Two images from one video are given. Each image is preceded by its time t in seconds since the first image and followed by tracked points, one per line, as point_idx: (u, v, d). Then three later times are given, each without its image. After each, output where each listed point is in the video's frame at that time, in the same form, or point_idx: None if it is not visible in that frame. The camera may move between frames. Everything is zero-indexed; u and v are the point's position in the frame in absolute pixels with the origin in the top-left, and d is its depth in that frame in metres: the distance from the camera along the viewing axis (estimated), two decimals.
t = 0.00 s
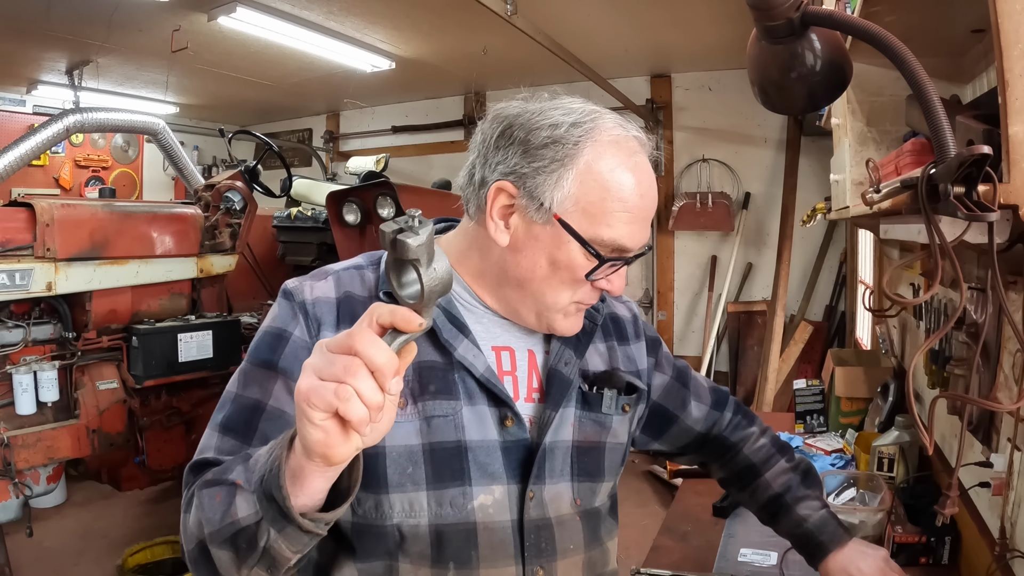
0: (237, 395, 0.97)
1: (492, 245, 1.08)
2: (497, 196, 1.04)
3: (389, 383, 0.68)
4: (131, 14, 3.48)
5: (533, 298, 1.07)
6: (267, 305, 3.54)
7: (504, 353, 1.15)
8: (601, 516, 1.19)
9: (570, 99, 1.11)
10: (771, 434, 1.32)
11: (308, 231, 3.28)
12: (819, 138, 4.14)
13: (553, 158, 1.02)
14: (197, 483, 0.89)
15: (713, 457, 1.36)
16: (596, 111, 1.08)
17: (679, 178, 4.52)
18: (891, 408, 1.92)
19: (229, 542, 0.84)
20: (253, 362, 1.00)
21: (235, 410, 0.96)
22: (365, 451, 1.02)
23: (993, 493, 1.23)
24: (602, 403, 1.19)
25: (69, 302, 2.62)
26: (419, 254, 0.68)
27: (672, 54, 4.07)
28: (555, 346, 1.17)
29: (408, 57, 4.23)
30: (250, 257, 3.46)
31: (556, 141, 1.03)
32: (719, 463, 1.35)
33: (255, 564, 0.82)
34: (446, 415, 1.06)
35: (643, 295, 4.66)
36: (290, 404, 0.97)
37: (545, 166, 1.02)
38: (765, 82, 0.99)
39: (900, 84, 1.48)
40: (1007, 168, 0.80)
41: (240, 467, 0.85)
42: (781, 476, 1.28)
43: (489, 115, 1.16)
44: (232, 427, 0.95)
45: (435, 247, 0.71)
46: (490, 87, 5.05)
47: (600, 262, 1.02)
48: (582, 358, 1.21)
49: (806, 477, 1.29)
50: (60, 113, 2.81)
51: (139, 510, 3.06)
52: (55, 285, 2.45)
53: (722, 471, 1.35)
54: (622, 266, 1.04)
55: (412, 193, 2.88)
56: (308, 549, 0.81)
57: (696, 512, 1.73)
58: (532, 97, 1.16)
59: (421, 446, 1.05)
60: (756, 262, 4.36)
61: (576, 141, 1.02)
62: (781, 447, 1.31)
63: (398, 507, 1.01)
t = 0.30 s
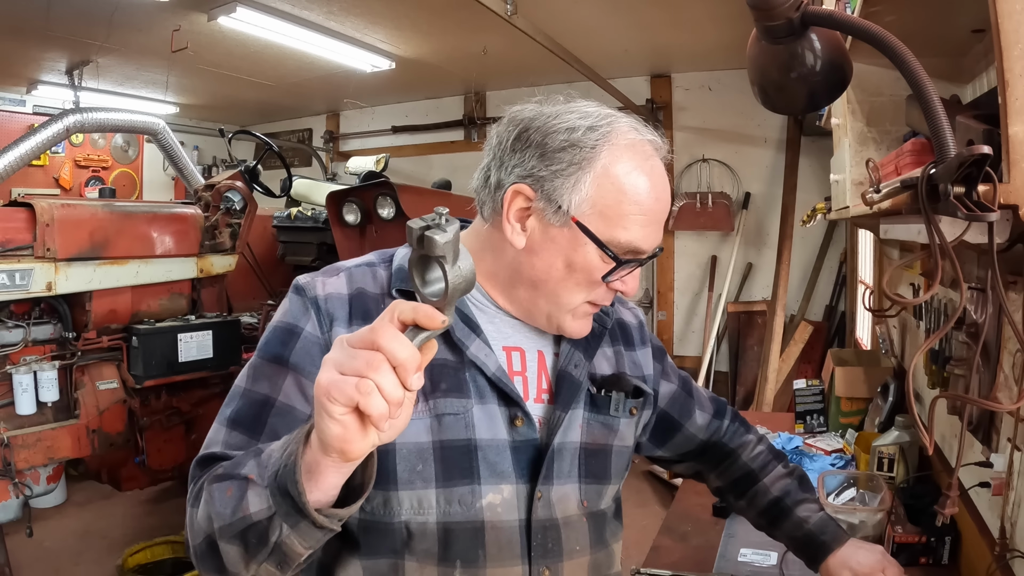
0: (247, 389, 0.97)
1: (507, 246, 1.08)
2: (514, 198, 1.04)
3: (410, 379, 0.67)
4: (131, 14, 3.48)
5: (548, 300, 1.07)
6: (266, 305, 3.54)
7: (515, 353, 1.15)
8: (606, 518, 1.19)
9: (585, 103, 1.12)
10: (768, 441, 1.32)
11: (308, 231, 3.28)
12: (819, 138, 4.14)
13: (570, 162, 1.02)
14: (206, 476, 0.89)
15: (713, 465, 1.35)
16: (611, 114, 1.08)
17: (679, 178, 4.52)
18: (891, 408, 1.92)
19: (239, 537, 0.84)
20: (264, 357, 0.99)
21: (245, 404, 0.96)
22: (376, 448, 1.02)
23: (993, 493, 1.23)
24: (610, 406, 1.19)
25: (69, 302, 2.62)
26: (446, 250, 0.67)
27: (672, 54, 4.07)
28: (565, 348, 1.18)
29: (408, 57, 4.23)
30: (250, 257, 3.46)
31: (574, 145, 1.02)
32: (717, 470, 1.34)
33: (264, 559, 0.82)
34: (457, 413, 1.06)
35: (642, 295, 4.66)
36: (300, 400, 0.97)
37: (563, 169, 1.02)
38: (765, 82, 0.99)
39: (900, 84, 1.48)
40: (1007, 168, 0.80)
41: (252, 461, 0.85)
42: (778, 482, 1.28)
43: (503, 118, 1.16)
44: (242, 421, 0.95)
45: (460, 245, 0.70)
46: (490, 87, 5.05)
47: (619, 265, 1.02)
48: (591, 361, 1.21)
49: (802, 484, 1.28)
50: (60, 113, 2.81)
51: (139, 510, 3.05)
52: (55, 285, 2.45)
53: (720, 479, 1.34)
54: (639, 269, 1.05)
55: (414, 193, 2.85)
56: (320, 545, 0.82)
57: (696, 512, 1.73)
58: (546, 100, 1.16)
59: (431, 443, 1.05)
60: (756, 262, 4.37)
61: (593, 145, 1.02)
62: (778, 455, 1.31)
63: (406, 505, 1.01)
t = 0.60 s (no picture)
0: (251, 393, 0.97)
1: (510, 245, 1.07)
2: (516, 196, 1.04)
3: (423, 384, 0.67)
4: (131, 14, 3.48)
5: (551, 297, 1.06)
6: (266, 305, 3.54)
7: (518, 353, 1.15)
8: (610, 517, 1.19)
9: (583, 100, 1.11)
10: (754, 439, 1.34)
11: (308, 231, 3.28)
12: (819, 138, 4.14)
13: (571, 158, 1.01)
14: (214, 482, 0.89)
15: (698, 461, 1.35)
16: (610, 111, 1.08)
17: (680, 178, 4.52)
18: (891, 408, 1.91)
19: (248, 543, 0.83)
20: (268, 360, 0.99)
21: (249, 408, 0.96)
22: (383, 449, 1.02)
23: (993, 493, 1.23)
24: (613, 405, 1.19)
25: (69, 302, 2.62)
26: (458, 255, 0.67)
27: (672, 54, 4.07)
28: (568, 347, 1.17)
29: (408, 57, 4.23)
30: (250, 257, 3.46)
31: (574, 142, 1.02)
32: (705, 468, 1.34)
33: (275, 564, 0.82)
34: (462, 414, 1.06)
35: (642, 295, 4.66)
36: (306, 404, 0.98)
37: (563, 167, 1.01)
38: (765, 82, 0.99)
39: (899, 84, 1.48)
40: (1007, 168, 0.80)
41: (262, 467, 0.85)
42: (760, 473, 1.28)
43: (503, 118, 1.16)
44: (247, 425, 0.95)
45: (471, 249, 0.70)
46: (490, 87, 5.05)
47: (620, 260, 1.01)
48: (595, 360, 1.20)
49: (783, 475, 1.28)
50: (60, 113, 2.81)
51: (139, 510, 3.05)
52: (55, 285, 2.45)
53: (705, 475, 1.34)
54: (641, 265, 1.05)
55: (413, 194, 2.81)
56: (331, 550, 0.82)
57: (696, 512, 1.73)
58: (545, 98, 1.16)
59: (438, 443, 1.05)
60: (756, 262, 4.36)
61: (593, 142, 1.02)
62: (763, 452, 1.32)
63: (414, 505, 1.01)
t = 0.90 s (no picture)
0: (248, 393, 0.97)
1: (503, 240, 1.07)
2: (506, 190, 1.04)
3: (420, 384, 0.68)
4: (131, 14, 3.48)
5: (545, 290, 1.06)
6: (266, 305, 3.54)
7: (517, 353, 1.15)
8: (608, 517, 1.19)
9: (565, 93, 1.12)
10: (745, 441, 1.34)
11: (308, 231, 3.28)
12: (819, 138, 4.14)
13: (557, 147, 1.02)
14: (212, 482, 0.89)
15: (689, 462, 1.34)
16: (592, 99, 1.09)
17: (679, 178, 4.51)
18: (891, 408, 1.92)
19: (247, 542, 0.84)
20: (266, 360, 0.99)
21: (248, 408, 0.96)
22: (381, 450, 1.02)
23: (993, 493, 1.23)
24: (612, 405, 1.19)
25: (69, 302, 2.62)
26: (456, 257, 0.68)
27: (672, 54, 4.07)
28: (567, 347, 1.17)
29: (408, 57, 4.23)
30: (250, 257, 3.46)
31: (558, 131, 1.03)
32: (696, 470, 1.33)
33: (272, 564, 0.82)
34: (461, 413, 1.06)
35: (642, 295, 4.66)
36: (304, 404, 0.98)
37: (550, 156, 1.02)
38: (765, 82, 0.99)
39: (900, 84, 1.49)
40: (1007, 168, 0.80)
41: (260, 466, 0.85)
42: (745, 470, 1.26)
43: (487, 117, 1.17)
44: (246, 424, 0.95)
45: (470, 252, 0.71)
46: (490, 87, 5.05)
47: (613, 243, 1.01)
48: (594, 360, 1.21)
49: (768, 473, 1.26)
50: (60, 113, 2.81)
51: (139, 510, 3.05)
52: (55, 285, 2.45)
53: (695, 475, 1.33)
54: (637, 249, 1.05)
55: (413, 193, 2.82)
56: (328, 550, 0.82)
57: (696, 512, 1.73)
58: (527, 95, 1.17)
59: (436, 443, 1.05)
60: (756, 262, 4.36)
61: (576, 130, 1.03)
62: (753, 455, 1.30)
63: (412, 505, 1.01)
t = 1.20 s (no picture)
0: (244, 397, 0.97)
1: (492, 238, 1.07)
2: (490, 187, 1.05)
3: (406, 386, 0.68)
4: (131, 14, 3.48)
5: (534, 285, 1.05)
6: (266, 305, 3.53)
7: (511, 353, 1.15)
8: (606, 516, 1.18)
9: (548, 88, 1.13)
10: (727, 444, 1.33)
11: (308, 231, 3.28)
12: (819, 138, 4.14)
13: (537, 141, 1.03)
14: (208, 484, 0.89)
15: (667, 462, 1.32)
16: (573, 92, 1.09)
17: (680, 178, 4.51)
18: (891, 408, 1.92)
19: (241, 543, 0.84)
20: (262, 363, 1.00)
21: (244, 411, 0.96)
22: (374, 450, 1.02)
23: (993, 493, 1.23)
24: (608, 404, 1.19)
25: (69, 302, 2.62)
26: (436, 258, 0.69)
27: (672, 54, 4.06)
28: (561, 346, 1.17)
29: (408, 57, 4.23)
30: (250, 257, 3.46)
31: (539, 125, 1.04)
32: (675, 470, 1.31)
33: (266, 565, 0.82)
34: (454, 414, 1.06)
35: (643, 295, 4.66)
36: (299, 407, 0.97)
37: (531, 150, 1.03)
38: (765, 82, 0.99)
39: (900, 84, 1.48)
40: (1007, 168, 0.80)
41: (253, 469, 0.85)
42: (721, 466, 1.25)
43: (472, 115, 1.18)
44: (242, 427, 0.95)
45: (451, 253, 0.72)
46: (490, 87, 5.05)
47: (598, 234, 1.01)
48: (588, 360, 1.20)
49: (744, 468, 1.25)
50: (59, 113, 2.81)
51: (139, 510, 3.05)
52: (55, 285, 2.44)
53: (673, 475, 1.31)
54: (625, 241, 1.04)
55: (412, 192, 2.84)
56: (321, 551, 0.82)
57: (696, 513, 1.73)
58: (511, 92, 1.17)
59: (430, 444, 1.05)
60: (756, 262, 4.36)
61: (557, 122, 1.03)
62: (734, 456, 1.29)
63: (407, 506, 1.01)
